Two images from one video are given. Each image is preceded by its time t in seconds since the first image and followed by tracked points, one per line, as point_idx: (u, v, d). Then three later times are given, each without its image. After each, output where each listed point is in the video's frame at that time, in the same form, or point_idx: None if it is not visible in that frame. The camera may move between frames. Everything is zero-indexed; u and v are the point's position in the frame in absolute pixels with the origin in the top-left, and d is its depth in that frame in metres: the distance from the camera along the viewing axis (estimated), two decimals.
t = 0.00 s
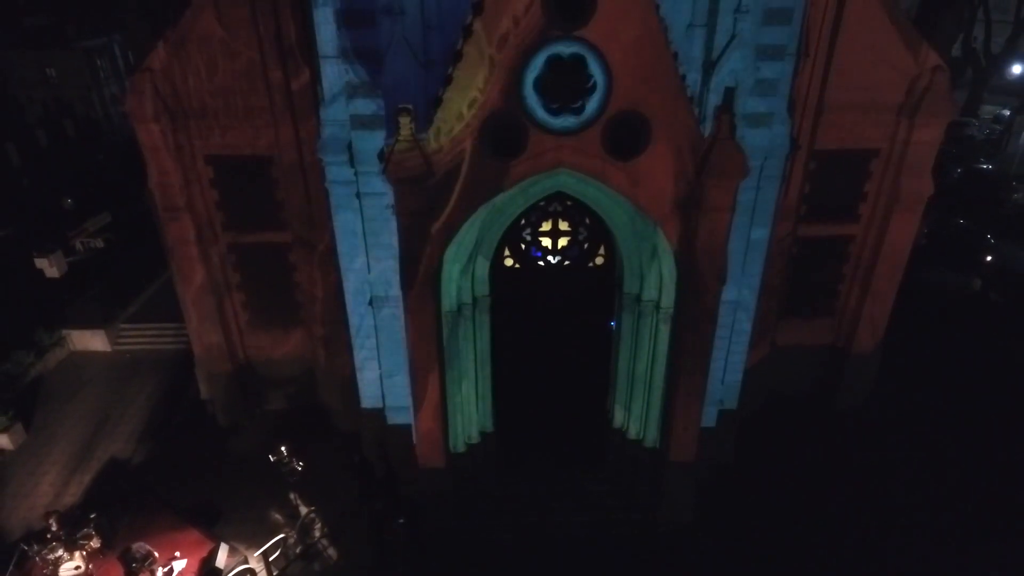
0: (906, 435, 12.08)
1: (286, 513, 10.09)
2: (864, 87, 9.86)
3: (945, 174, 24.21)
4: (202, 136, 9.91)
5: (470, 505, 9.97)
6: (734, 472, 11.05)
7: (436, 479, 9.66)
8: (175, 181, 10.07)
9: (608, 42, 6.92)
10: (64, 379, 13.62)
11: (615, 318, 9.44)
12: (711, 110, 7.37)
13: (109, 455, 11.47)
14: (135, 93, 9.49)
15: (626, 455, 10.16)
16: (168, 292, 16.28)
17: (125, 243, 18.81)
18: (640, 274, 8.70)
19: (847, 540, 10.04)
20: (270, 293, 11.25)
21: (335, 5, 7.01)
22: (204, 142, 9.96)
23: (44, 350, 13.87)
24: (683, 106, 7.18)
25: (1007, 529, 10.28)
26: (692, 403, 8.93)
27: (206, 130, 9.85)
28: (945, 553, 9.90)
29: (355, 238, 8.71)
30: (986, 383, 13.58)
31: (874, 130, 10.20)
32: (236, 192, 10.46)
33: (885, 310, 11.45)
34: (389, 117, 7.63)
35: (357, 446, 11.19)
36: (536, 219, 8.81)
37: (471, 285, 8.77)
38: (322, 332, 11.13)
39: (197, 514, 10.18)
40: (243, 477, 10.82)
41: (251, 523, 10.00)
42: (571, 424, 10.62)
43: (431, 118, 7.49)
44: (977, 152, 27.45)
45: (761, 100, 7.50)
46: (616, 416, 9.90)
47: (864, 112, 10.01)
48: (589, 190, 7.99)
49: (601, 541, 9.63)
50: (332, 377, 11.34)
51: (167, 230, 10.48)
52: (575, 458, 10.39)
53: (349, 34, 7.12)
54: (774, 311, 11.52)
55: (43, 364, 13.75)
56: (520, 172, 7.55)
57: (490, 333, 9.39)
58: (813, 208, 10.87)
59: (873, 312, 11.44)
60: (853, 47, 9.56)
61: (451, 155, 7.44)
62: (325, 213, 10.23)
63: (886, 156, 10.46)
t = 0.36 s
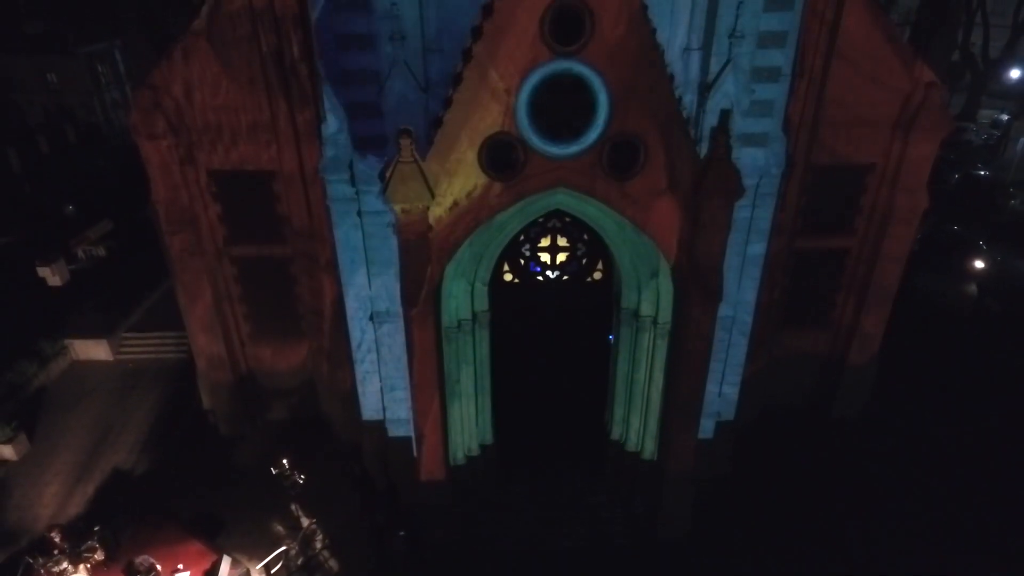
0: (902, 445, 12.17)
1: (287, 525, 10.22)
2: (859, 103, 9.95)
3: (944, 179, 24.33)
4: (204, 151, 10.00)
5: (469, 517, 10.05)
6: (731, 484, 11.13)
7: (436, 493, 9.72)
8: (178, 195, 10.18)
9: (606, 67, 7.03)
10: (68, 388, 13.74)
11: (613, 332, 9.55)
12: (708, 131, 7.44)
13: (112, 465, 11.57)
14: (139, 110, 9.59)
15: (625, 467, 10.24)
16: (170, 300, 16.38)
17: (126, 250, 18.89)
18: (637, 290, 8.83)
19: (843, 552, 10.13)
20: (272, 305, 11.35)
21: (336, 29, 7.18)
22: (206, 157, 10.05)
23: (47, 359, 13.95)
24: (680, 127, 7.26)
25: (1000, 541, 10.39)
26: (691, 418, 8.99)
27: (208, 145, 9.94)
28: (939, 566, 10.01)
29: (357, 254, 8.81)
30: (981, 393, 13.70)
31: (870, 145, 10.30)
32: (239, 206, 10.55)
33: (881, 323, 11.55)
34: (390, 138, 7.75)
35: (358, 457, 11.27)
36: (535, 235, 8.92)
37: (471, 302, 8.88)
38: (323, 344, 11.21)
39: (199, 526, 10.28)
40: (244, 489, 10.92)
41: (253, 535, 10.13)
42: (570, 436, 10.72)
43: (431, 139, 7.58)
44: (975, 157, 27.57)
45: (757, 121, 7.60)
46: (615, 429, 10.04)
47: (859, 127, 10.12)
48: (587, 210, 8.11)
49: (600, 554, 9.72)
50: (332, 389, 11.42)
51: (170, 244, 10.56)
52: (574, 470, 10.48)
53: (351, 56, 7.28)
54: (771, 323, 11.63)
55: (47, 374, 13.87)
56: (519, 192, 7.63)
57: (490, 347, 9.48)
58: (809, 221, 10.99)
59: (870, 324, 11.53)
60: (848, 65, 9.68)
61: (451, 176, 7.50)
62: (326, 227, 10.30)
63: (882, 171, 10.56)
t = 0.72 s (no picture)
0: (897, 455, 12.30)
1: (288, 536, 10.38)
2: (855, 120, 10.08)
3: (941, 186, 24.50)
4: (208, 166, 10.13)
5: (469, 528, 10.17)
6: (728, 494, 11.26)
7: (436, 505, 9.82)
8: (182, 210, 10.30)
9: (603, 91, 7.18)
10: (70, 398, 13.84)
11: (611, 346, 9.68)
12: (704, 152, 7.56)
13: (116, 476, 11.69)
14: (142, 123, 9.64)
15: (622, 479, 10.36)
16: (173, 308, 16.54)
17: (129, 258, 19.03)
18: (635, 306, 8.97)
19: (839, 562, 10.24)
20: (274, 317, 11.48)
21: (340, 52, 7.23)
22: (210, 173, 10.17)
23: (50, 369, 14.06)
24: (677, 149, 7.39)
25: (996, 552, 10.48)
26: (688, 432, 9.12)
27: (212, 161, 10.07)
28: None
29: (359, 270, 8.95)
30: (977, 403, 13.81)
31: (866, 161, 10.43)
32: (241, 220, 10.66)
33: (877, 335, 11.67)
34: (391, 160, 7.77)
35: (359, 467, 11.41)
36: (535, 251, 9.05)
37: (472, 317, 9.01)
38: (325, 356, 11.36)
39: (202, 538, 10.43)
40: (246, 500, 11.05)
41: (255, 546, 10.27)
42: (569, 448, 10.84)
43: (432, 160, 7.67)
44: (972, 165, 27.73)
45: (752, 141, 7.70)
46: (612, 441, 10.20)
47: (855, 143, 10.25)
48: (586, 228, 8.23)
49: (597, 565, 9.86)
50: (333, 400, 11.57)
51: (173, 258, 10.68)
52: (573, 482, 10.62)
53: (353, 78, 7.34)
54: (768, 335, 11.74)
55: (50, 384, 13.98)
56: (519, 211, 7.75)
57: (490, 362, 9.57)
58: (806, 234, 11.12)
59: (866, 336, 11.66)
60: (843, 83, 9.83)
61: (452, 196, 7.60)
62: (328, 241, 10.44)
63: (877, 185, 10.69)
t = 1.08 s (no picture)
0: (892, 464, 12.43)
1: (290, 546, 10.51)
2: (849, 135, 10.21)
3: (937, 192, 24.68)
4: (210, 182, 10.26)
5: (469, 539, 10.30)
6: (724, 504, 11.40)
7: (436, 516, 9.94)
8: (185, 225, 10.43)
9: (600, 114, 7.32)
10: (74, 407, 14.00)
11: (609, 359, 9.79)
12: (699, 172, 7.71)
13: (119, 486, 11.85)
14: (145, 143, 9.86)
15: (620, 491, 10.48)
16: (174, 317, 16.73)
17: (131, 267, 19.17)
18: (632, 321, 9.11)
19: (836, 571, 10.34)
20: (275, 329, 11.62)
21: (341, 76, 7.40)
22: (212, 188, 10.31)
23: (53, 379, 14.22)
24: (673, 169, 7.52)
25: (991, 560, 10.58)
26: (684, 444, 9.26)
27: (214, 177, 10.21)
28: None
29: (361, 286, 9.10)
30: (972, 411, 13.92)
31: (860, 175, 10.57)
32: (243, 234, 10.79)
33: (872, 345, 11.79)
34: (392, 179, 7.94)
35: (359, 477, 11.56)
36: (533, 266, 9.17)
37: (471, 332, 9.14)
38: (326, 367, 11.51)
39: (205, 548, 10.55)
40: (247, 510, 11.18)
41: (257, 556, 10.40)
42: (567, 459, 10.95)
43: (432, 181, 7.82)
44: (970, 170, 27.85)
45: (747, 161, 7.86)
46: (609, 453, 10.36)
47: (849, 158, 10.38)
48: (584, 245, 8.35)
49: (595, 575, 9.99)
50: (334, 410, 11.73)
51: (176, 272, 10.82)
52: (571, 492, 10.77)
53: (355, 101, 7.51)
54: (764, 346, 11.87)
55: (53, 393, 14.14)
56: (517, 230, 7.88)
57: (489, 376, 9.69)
58: (801, 247, 11.25)
59: (861, 346, 11.79)
60: (837, 99, 9.96)
61: (451, 216, 7.72)
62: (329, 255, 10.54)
63: (872, 199, 10.82)
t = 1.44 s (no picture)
0: (889, 474, 12.54)
1: (291, 557, 10.60)
2: (843, 151, 10.37)
3: (934, 199, 24.87)
4: (212, 197, 10.37)
5: (468, 550, 10.41)
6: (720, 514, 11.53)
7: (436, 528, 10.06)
8: (187, 240, 10.55)
9: (597, 136, 7.44)
10: (76, 417, 14.12)
11: (606, 372, 9.92)
12: (694, 193, 7.85)
13: (122, 497, 11.99)
14: (149, 158, 10.03)
15: (617, 502, 10.60)
16: (176, 326, 16.85)
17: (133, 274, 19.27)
18: (628, 336, 9.29)
19: None
20: (277, 341, 11.76)
21: (342, 99, 7.52)
22: (214, 203, 10.43)
23: (56, 388, 14.35)
24: (669, 190, 7.65)
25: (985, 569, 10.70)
26: (681, 458, 9.38)
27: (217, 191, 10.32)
28: None
29: (361, 302, 9.24)
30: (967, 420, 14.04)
31: (855, 190, 10.72)
32: (245, 248, 10.92)
33: (867, 356, 11.91)
34: (392, 198, 8.07)
35: (360, 488, 11.68)
36: (531, 281, 9.29)
37: (470, 347, 9.31)
38: (327, 379, 11.65)
39: (208, 559, 10.62)
40: (249, 521, 11.29)
41: (259, 567, 10.50)
42: (565, 470, 11.07)
43: (431, 201, 7.97)
44: (966, 176, 28.00)
45: (741, 181, 7.97)
46: (607, 465, 10.50)
47: (843, 174, 10.53)
48: (579, 264, 8.57)
49: None
50: (335, 421, 11.87)
51: (179, 285, 10.94)
52: (569, 504, 10.91)
53: (356, 122, 7.62)
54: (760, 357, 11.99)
55: (56, 403, 14.26)
56: (515, 250, 8.00)
57: (487, 389, 9.81)
58: (797, 260, 11.38)
59: (856, 358, 11.93)
60: (831, 115, 10.12)
61: (450, 235, 7.84)
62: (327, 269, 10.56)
63: (866, 213, 10.97)
